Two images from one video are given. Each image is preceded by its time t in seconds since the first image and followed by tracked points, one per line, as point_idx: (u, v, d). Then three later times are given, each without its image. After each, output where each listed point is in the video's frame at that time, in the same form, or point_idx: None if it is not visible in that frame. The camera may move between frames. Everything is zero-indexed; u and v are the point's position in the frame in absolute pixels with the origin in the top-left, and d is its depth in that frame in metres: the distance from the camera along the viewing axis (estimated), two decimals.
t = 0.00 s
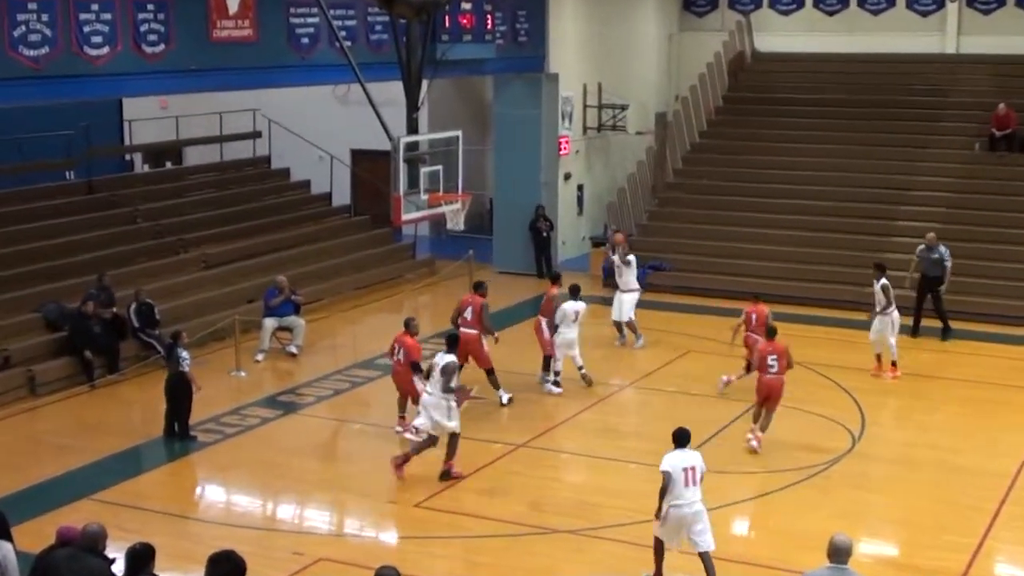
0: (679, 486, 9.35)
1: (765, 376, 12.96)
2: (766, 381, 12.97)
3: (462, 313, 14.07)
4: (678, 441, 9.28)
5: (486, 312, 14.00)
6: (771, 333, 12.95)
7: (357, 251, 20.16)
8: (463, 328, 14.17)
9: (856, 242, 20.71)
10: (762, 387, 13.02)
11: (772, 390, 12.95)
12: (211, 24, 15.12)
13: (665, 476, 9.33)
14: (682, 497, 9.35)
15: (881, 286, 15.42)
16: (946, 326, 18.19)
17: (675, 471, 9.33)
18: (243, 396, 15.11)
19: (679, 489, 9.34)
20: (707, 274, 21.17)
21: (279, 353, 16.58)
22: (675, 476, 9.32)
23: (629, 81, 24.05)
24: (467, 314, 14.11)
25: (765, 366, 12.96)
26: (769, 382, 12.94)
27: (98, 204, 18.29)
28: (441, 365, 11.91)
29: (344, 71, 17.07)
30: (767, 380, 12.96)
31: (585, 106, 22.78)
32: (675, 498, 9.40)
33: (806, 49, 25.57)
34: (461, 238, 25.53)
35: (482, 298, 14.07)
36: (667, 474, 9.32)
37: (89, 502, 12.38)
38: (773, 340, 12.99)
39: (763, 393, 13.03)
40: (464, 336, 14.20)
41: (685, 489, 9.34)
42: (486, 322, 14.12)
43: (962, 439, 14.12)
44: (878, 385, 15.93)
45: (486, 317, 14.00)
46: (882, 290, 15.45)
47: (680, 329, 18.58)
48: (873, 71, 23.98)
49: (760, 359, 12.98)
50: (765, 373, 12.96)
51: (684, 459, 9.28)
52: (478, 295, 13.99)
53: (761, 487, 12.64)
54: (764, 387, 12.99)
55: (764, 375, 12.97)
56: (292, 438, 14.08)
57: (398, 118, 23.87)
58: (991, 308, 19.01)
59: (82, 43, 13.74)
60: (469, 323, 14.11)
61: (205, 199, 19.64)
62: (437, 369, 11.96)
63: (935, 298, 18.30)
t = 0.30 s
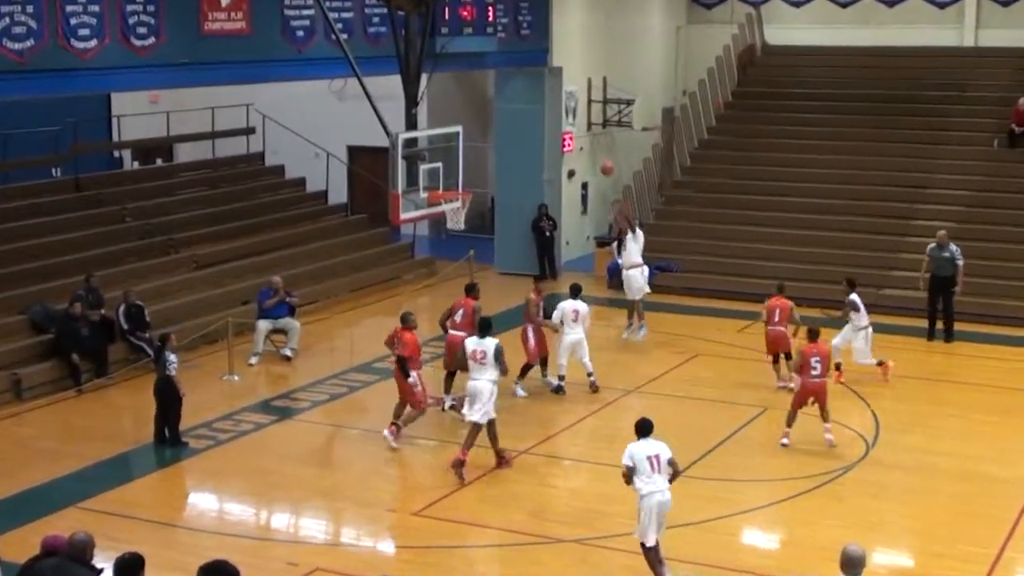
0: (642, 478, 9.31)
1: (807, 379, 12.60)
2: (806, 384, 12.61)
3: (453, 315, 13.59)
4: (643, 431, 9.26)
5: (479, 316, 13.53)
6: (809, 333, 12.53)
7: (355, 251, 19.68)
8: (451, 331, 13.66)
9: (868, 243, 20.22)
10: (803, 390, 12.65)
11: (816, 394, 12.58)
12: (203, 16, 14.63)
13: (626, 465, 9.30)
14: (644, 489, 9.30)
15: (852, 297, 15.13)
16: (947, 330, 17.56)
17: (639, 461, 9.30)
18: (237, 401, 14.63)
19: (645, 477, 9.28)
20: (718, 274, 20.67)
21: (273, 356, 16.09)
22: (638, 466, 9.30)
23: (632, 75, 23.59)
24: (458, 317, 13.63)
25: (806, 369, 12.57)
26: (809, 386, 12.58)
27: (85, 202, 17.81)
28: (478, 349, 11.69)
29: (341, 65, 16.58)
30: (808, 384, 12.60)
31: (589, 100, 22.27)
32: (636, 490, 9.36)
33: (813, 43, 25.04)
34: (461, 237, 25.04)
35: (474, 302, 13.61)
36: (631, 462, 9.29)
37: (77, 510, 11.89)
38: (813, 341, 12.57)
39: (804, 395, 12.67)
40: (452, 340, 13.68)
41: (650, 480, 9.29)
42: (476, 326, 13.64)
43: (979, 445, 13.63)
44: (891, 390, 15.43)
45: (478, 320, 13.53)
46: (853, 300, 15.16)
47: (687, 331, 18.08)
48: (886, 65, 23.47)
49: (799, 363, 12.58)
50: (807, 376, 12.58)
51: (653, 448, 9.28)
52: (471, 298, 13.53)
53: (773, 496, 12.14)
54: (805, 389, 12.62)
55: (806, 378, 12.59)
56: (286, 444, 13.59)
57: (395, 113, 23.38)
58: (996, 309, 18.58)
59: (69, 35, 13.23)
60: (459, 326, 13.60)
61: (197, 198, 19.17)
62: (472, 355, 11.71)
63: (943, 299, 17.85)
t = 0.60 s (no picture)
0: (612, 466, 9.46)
1: (870, 373, 12.41)
2: (871, 378, 12.44)
3: (449, 316, 13.14)
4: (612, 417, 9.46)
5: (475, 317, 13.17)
6: (864, 329, 12.25)
7: (353, 250, 19.22)
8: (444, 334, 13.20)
9: (881, 242, 19.74)
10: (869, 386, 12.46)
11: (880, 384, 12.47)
12: (193, 8, 14.16)
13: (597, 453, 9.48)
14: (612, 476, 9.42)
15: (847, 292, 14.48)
16: (963, 332, 17.15)
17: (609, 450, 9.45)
18: (229, 404, 14.17)
19: (613, 468, 9.34)
20: (727, 274, 20.22)
21: (268, 358, 15.65)
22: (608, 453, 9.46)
23: (636, 71, 23.15)
24: (451, 319, 13.20)
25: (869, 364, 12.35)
26: (875, 379, 12.40)
27: (72, 200, 17.40)
28: (513, 346, 12.02)
29: (338, 58, 16.13)
30: (872, 377, 12.42)
31: (594, 96, 21.72)
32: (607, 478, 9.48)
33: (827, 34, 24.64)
34: (463, 236, 24.59)
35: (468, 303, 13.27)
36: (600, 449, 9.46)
37: (63, 517, 11.39)
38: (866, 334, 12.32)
39: (871, 392, 12.49)
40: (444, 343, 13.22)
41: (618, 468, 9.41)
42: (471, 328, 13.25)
43: (998, 451, 13.17)
44: (904, 393, 14.97)
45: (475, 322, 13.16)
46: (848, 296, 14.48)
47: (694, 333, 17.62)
48: (902, 59, 22.96)
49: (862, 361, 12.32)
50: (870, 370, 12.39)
51: (622, 436, 9.39)
52: (467, 299, 13.17)
53: (787, 503, 11.66)
54: (872, 383, 12.44)
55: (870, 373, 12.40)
56: (279, 448, 13.13)
57: (392, 108, 22.95)
58: (1012, 310, 18.16)
59: (55, 27, 12.72)
60: (453, 329, 13.18)
61: (190, 196, 18.75)
62: (508, 352, 12.01)
63: (957, 302, 17.42)
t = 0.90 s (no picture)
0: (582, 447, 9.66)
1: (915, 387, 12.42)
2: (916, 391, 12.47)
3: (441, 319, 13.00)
4: (582, 403, 9.62)
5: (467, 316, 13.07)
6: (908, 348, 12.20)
7: (353, 247, 19.11)
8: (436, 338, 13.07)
9: (884, 240, 19.64)
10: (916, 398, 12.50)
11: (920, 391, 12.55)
12: (191, 3, 14.05)
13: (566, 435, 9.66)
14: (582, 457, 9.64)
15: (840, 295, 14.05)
16: (968, 332, 17.05)
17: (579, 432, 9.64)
18: (227, 403, 14.06)
19: (583, 453, 9.57)
20: (729, 273, 20.11)
21: (266, 357, 15.53)
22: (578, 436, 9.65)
23: (637, 68, 23.03)
24: (441, 321, 13.09)
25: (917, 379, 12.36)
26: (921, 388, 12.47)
27: (71, 198, 17.26)
28: (537, 333, 12.30)
29: (336, 55, 16.02)
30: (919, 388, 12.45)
31: (594, 92, 21.57)
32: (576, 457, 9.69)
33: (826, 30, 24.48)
34: (463, 233, 24.48)
35: (454, 304, 13.19)
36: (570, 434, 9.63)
37: (60, 517, 11.26)
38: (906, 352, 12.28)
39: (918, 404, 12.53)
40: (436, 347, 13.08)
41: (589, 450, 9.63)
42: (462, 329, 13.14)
43: (1002, 451, 13.06)
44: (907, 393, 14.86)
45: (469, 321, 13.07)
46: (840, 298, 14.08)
47: (696, 332, 17.51)
48: (905, 56, 22.83)
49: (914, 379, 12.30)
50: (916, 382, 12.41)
51: (591, 421, 9.60)
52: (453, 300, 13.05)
53: (789, 504, 11.54)
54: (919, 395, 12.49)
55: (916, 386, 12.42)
56: (278, 448, 13.01)
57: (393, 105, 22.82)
58: (1016, 309, 18.04)
59: (51, 23, 12.60)
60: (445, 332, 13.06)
61: (188, 194, 18.63)
62: (532, 339, 12.31)
63: (961, 301, 17.30)
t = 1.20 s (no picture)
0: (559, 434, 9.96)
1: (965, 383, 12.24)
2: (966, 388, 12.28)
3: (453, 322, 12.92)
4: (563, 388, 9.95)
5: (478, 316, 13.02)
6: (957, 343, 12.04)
7: (354, 248, 19.12)
8: (448, 340, 13.01)
9: (885, 241, 19.64)
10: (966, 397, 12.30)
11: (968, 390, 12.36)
12: (192, 3, 14.06)
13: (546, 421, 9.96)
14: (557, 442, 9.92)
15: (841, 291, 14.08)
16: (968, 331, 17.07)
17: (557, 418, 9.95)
18: (228, 403, 14.07)
19: (562, 436, 9.85)
20: (730, 273, 20.11)
21: (267, 357, 15.54)
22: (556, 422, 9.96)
23: (637, 68, 23.04)
24: (453, 323, 12.97)
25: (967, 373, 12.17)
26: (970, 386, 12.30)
27: (73, 198, 17.26)
28: (554, 338, 12.71)
29: (337, 55, 16.04)
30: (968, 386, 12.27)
31: (595, 92, 21.56)
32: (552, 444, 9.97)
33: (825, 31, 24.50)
34: (463, 234, 24.48)
35: (462, 305, 13.06)
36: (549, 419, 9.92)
37: (61, 516, 11.27)
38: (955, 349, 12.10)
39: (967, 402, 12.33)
40: (448, 347, 13.02)
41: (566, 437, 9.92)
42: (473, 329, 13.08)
43: (1000, 451, 13.06)
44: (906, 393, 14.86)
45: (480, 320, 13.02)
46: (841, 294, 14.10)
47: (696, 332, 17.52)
48: (906, 56, 22.83)
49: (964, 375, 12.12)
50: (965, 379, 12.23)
51: (570, 406, 9.91)
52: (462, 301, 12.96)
53: (788, 504, 11.55)
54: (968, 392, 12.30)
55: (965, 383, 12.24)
56: (278, 448, 13.01)
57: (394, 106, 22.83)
58: (1016, 309, 18.05)
59: (53, 23, 12.60)
60: (456, 333, 12.99)
61: (188, 194, 18.63)
62: (550, 343, 12.70)
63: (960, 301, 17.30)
